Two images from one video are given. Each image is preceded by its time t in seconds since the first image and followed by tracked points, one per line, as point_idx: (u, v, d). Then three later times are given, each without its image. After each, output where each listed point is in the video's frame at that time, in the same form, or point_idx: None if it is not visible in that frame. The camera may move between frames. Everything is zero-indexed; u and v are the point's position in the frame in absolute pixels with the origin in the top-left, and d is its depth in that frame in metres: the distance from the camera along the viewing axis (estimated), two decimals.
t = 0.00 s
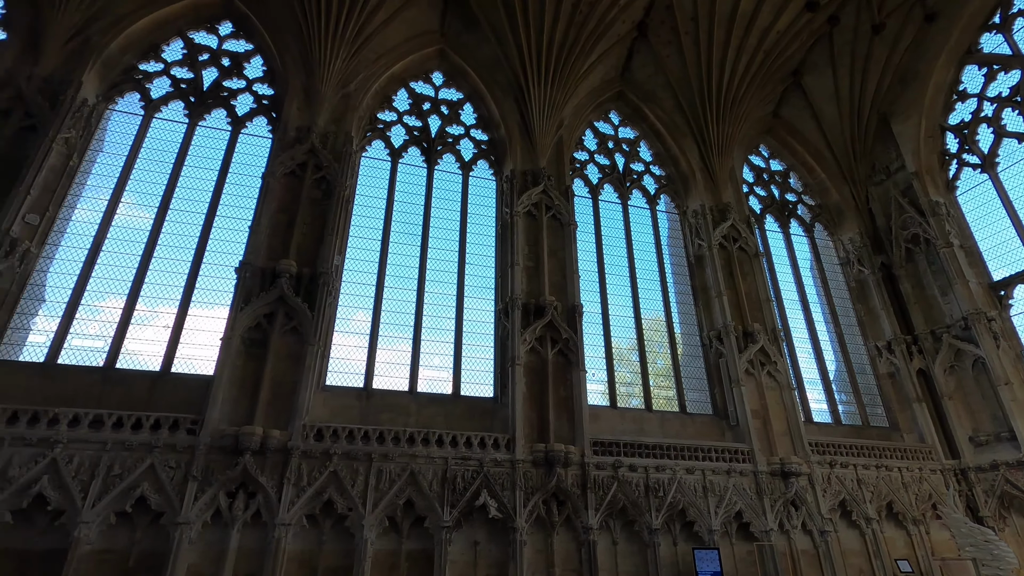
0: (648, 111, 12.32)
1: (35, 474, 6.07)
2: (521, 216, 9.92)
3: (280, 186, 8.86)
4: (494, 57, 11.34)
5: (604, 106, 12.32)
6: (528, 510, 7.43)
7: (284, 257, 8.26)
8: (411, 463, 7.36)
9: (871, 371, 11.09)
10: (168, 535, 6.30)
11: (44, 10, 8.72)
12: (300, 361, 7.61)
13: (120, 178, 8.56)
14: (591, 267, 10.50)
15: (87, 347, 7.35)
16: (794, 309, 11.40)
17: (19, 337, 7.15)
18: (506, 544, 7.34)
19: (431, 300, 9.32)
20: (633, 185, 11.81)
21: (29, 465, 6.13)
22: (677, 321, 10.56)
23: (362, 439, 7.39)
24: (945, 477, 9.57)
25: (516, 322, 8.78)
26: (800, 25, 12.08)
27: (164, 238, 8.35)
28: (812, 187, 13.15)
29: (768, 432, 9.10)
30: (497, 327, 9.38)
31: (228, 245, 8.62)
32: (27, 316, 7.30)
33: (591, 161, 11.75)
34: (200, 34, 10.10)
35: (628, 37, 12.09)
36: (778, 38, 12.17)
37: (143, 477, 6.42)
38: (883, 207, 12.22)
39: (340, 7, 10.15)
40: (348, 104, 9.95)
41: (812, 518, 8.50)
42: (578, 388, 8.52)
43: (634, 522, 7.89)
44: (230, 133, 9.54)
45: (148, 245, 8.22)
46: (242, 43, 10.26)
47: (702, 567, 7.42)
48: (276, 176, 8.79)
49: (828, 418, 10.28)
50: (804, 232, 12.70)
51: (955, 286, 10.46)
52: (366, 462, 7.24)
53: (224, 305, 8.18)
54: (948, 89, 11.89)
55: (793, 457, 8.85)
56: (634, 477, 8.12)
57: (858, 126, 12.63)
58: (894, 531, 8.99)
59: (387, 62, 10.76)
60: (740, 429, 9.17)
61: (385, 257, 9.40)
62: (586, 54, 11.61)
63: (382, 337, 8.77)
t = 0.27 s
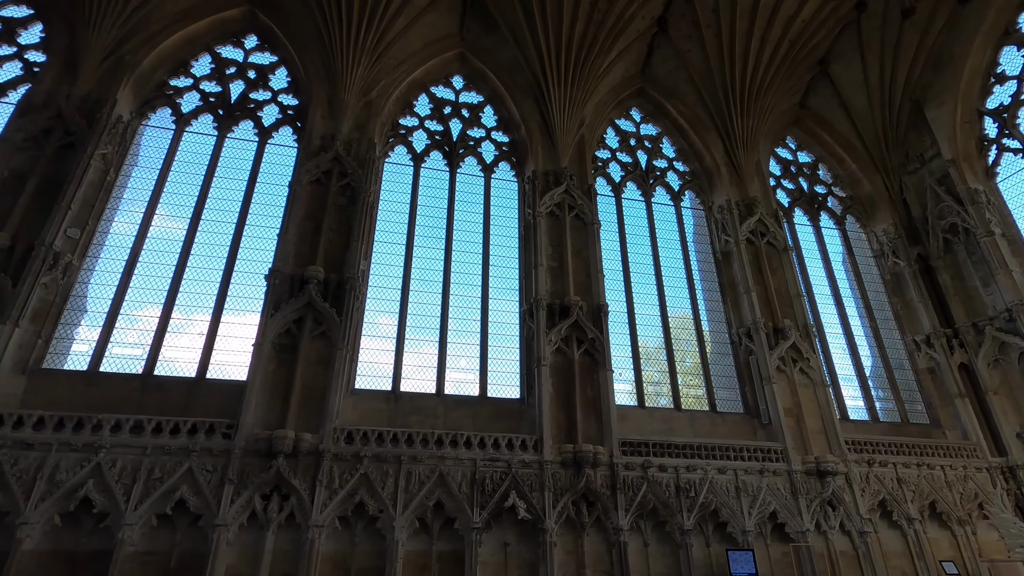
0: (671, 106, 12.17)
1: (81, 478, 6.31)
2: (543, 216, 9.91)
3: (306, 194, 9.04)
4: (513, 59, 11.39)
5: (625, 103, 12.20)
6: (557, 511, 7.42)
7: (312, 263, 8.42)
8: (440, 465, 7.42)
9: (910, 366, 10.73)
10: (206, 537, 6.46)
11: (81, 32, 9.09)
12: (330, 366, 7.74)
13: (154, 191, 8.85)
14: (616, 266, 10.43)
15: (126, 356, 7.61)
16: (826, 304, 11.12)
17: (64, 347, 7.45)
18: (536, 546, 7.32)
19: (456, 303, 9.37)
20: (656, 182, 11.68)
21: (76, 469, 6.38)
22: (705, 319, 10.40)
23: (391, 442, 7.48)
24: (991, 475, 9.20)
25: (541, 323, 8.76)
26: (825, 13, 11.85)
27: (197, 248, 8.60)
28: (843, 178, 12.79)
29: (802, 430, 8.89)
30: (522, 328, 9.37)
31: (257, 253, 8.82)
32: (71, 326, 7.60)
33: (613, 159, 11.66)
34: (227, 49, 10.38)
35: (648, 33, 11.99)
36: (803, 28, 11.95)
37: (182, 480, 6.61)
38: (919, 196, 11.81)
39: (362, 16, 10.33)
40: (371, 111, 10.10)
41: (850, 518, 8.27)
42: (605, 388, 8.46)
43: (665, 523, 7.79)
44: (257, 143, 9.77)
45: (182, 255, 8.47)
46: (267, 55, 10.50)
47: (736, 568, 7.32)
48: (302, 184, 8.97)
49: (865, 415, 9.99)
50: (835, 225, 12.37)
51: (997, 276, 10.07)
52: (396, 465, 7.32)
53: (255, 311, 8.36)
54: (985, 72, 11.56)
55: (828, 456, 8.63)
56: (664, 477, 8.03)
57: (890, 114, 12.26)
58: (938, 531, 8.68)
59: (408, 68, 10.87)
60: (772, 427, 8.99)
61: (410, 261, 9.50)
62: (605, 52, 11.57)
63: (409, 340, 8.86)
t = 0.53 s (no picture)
0: (695, 100, 11.99)
1: (126, 481, 6.55)
2: (568, 216, 9.88)
3: (333, 200, 9.19)
4: (534, 59, 11.40)
5: (648, 99, 12.07)
6: (588, 512, 7.38)
7: (340, 268, 8.56)
8: (470, 466, 7.45)
9: (953, 360, 10.33)
10: (245, 538, 6.63)
11: (116, 51, 9.45)
12: (359, 369, 7.86)
13: (188, 202, 9.13)
14: (642, 264, 10.32)
15: (166, 362, 7.87)
16: (862, 297, 10.80)
17: (107, 354, 7.75)
18: (568, 546, 7.29)
19: (482, 304, 9.41)
20: (681, 177, 11.52)
21: (121, 472, 6.62)
22: (735, 315, 10.20)
23: (421, 443, 7.55)
24: None
25: (568, 322, 8.73)
26: None
27: (230, 256, 8.83)
28: (877, 167, 12.39)
29: (840, 427, 8.66)
30: (549, 328, 9.35)
31: (288, 259, 9.00)
32: (113, 334, 7.90)
33: (637, 156, 11.55)
34: (254, 61, 10.64)
35: (670, 27, 11.86)
36: (830, 15, 11.71)
37: (220, 482, 6.79)
38: (958, 183, 11.46)
39: (383, 24, 10.51)
40: (394, 117, 10.22)
41: (893, 517, 8.01)
42: (634, 387, 8.38)
43: (699, 523, 7.67)
44: (285, 152, 9.98)
45: (215, 263, 8.72)
46: (292, 65, 10.73)
47: (773, 569, 7.10)
48: (329, 191, 9.14)
49: (906, 411, 9.66)
50: (870, 215, 11.99)
51: None
52: (426, 466, 7.38)
53: (287, 316, 8.54)
54: None
55: (868, 454, 8.38)
56: (697, 477, 7.91)
57: (924, 100, 11.93)
58: (987, 531, 8.34)
59: (430, 72, 10.97)
60: (808, 425, 8.77)
61: (436, 263, 9.58)
62: (626, 48, 11.52)
63: (436, 342, 8.94)
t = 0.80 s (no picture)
0: (717, 93, 11.81)
1: (164, 482, 6.75)
2: (590, 214, 9.83)
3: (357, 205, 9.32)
4: (553, 58, 11.39)
5: (669, 94, 11.92)
6: (617, 512, 7.32)
7: (365, 272, 8.67)
8: (497, 466, 7.47)
9: (994, 353, 9.95)
10: (278, 538, 6.76)
11: (146, 66, 9.75)
12: (386, 371, 7.95)
13: (218, 210, 9.37)
14: (666, 261, 10.21)
15: (199, 367, 8.08)
16: (896, 290, 10.48)
17: (143, 360, 8.00)
18: (597, 546, 7.25)
19: (506, 304, 9.43)
20: (705, 172, 11.36)
21: (159, 475, 6.82)
22: (764, 311, 10.00)
23: (448, 444, 7.60)
24: None
25: (592, 321, 8.69)
26: None
27: (258, 262, 9.03)
28: (909, 155, 12.02)
29: (875, 424, 8.42)
30: (573, 327, 9.31)
31: (314, 264, 9.16)
32: (149, 341, 8.15)
33: (659, 152, 11.41)
34: (278, 71, 10.85)
35: (690, 20, 11.71)
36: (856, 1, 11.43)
37: (253, 484, 6.94)
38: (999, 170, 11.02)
39: (402, 29, 10.63)
40: (414, 120, 10.31)
41: (933, 517, 7.75)
42: (661, 385, 8.30)
43: (730, 523, 7.54)
44: (309, 159, 10.16)
45: (245, 270, 8.92)
46: (314, 74, 10.91)
47: (809, 570, 6.96)
48: (353, 196, 9.27)
49: (946, 407, 9.34)
50: (903, 205, 11.63)
51: None
52: (453, 467, 7.42)
53: (314, 320, 8.68)
54: None
55: (906, 451, 8.13)
56: (727, 476, 7.78)
57: (957, 85, 11.67)
58: None
59: (449, 75, 11.03)
60: (842, 422, 8.55)
61: (459, 265, 9.64)
62: (646, 44, 11.44)
63: (461, 343, 8.98)
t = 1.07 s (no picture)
0: (733, 88, 11.67)
1: (190, 484, 6.88)
2: (606, 213, 9.78)
3: (373, 208, 9.39)
4: (566, 58, 11.38)
5: (684, 90, 11.82)
6: (637, 512, 7.27)
7: (382, 274, 8.74)
8: (516, 467, 7.47)
9: None
10: (301, 539, 6.85)
11: (167, 76, 9.95)
12: (404, 372, 8.01)
13: (238, 216, 9.52)
14: (684, 258, 10.12)
15: (222, 370, 8.22)
16: (922, 285, 10.25)
17: (168, 364, 8.16)
18: (618, 547, 7.21)
19: (522, 305, 9.43)
20: (722, 168, 11.23)
21: (184, 476, 6.95)
22: (785, 308, 9.85)
23: (467, 445, 7.62)
24: None
25: (610, 321, 8.64)
26: None
27: (278, 266, 9.16)
28: (933, 146, 11.74)
29: (902, 421, 8.24)
30: (590, 327, 9.28)
31: (332, 268, 9.26)
32: (173, 345, 8.31)
33: (674, 148, 11.32)
34: (294, 77, 10.99)
35: (704, 15, 11.61)
36: None
37: (276, 485, 7.04)
38: None
39: (416, 33, 10.71)
40: (429, 123, 10.37)
41: (964, 517, 7.56)
42: (680, 384, 8.23)
43: (753, 524, 7.44)
44: (326, 164, 10.27)
45: (265, 274, 9.06)
46: (330, 79, 11.04)
47: (835, 571, 6.81)
48: (369, 199, 9.35)
49: (975, 403, 9.11)
50: (927, 197, 11.36)
51: None
52: (473, 467, 7.44)
53: (333, 323, 8.78)
54: None
55: (934, 450, 7.95)
56: (749, 475, 7.68)
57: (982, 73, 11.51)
58: None
59: (463, 76, 11.06)
60: (867, 420, 8.39)
61: (475, 266, 9.66)
62: (660, 41, 11.39)
63: (478, 344, 9.00)
